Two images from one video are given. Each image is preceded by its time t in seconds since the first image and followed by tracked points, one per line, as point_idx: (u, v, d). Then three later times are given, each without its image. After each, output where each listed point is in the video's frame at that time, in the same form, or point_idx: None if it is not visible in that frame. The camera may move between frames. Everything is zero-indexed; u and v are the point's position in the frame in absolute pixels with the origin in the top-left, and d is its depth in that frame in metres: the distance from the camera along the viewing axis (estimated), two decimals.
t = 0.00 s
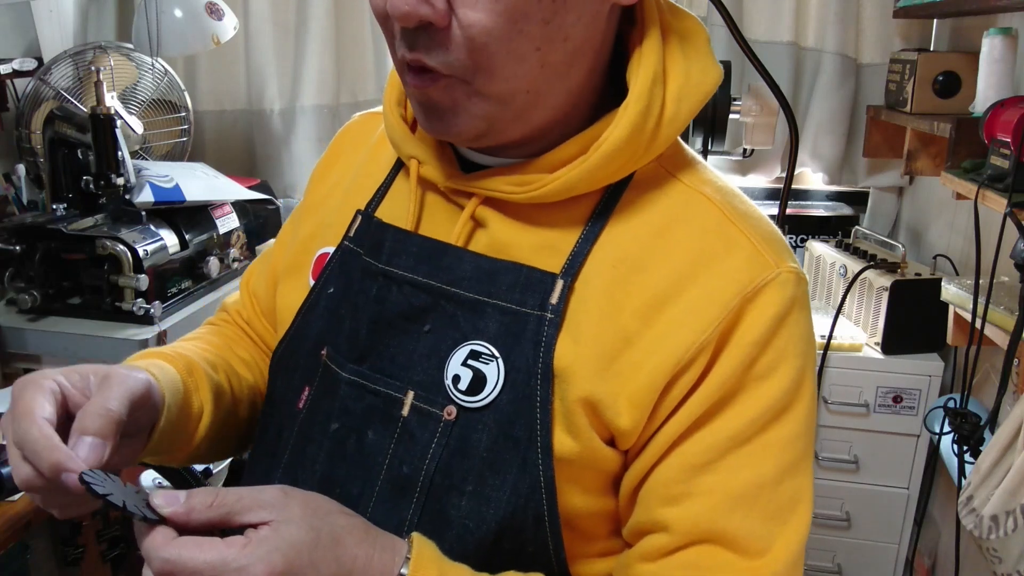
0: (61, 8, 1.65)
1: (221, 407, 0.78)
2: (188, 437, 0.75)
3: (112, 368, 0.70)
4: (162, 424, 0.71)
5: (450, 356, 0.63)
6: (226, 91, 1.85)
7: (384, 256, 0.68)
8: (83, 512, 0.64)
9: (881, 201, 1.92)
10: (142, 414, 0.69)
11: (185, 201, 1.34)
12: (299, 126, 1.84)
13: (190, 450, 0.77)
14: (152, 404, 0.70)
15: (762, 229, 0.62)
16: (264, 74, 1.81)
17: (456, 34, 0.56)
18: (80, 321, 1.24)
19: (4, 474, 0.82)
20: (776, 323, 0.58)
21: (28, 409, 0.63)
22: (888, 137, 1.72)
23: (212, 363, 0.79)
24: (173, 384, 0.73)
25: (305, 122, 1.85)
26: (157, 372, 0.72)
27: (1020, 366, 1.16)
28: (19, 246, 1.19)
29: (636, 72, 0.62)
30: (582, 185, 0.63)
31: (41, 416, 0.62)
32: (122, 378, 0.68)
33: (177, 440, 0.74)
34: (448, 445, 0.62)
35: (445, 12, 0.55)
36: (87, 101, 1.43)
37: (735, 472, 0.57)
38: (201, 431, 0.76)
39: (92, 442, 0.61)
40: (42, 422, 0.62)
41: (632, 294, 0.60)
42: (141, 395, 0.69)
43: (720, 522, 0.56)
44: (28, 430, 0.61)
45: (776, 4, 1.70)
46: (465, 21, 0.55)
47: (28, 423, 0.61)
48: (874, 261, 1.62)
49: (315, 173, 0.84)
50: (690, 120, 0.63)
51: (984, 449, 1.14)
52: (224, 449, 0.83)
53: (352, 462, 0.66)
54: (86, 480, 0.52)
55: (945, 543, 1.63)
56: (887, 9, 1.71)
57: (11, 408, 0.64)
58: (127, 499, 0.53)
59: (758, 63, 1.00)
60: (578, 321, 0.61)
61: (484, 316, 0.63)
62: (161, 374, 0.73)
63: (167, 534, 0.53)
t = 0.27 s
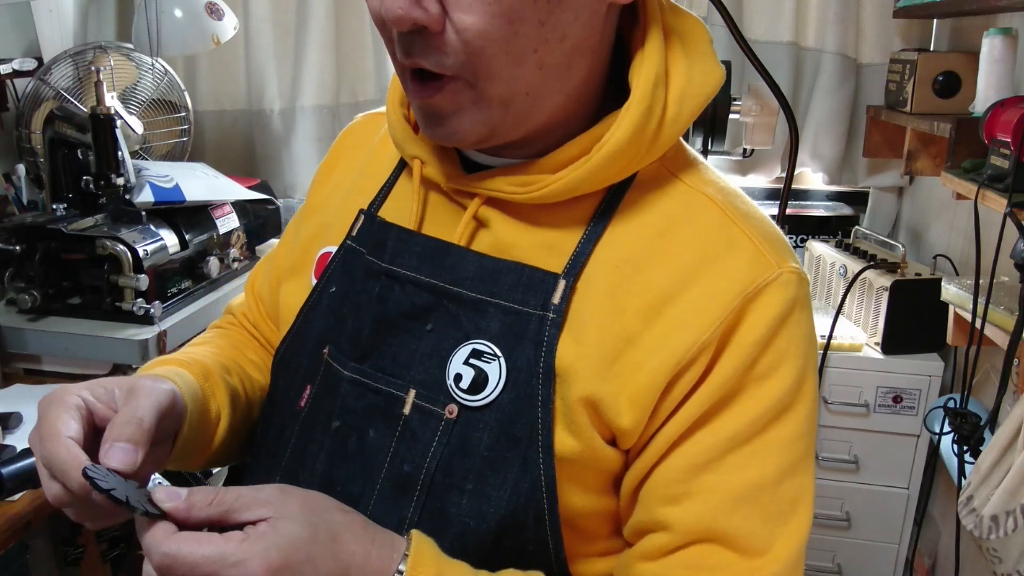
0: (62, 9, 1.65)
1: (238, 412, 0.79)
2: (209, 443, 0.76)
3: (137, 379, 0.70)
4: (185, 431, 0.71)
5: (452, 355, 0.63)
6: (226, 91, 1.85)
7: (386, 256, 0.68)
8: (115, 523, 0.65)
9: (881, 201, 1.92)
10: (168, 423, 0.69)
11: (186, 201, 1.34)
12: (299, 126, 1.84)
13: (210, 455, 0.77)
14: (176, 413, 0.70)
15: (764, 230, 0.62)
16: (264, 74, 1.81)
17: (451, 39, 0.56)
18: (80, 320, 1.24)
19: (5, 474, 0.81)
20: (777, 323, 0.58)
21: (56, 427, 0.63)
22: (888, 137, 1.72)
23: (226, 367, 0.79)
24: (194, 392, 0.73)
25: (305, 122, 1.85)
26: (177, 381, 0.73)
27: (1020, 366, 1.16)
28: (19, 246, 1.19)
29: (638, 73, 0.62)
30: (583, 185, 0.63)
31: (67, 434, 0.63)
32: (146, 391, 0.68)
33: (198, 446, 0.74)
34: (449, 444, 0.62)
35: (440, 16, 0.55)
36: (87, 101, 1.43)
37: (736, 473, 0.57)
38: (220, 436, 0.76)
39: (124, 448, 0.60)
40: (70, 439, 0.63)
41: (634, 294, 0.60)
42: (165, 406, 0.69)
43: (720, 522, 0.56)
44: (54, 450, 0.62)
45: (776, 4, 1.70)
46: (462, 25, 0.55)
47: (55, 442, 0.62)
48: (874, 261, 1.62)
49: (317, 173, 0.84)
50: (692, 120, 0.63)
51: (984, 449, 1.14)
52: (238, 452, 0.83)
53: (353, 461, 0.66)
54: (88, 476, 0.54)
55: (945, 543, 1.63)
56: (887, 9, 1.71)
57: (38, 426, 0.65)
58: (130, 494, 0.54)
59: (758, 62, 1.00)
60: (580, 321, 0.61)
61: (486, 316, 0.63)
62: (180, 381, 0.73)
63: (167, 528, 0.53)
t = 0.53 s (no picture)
0: (62, 9, 1.65)
1: (237, 414, 0.79)
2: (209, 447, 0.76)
3: (128, 387, 0.69)
4: (183, 435, 0.72)
5: (451, 355, 0.63)
6: (226, 91, 1.85)
7: (385, 256, 0.68)
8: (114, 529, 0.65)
9: (881, 201, 1.92)
10: (162, 429, 0.69)
11: (186, 201, 1.34)
12: (299, 126, 1.84)
13: (209, 458, 0.77)
14: (171, 419, 0.70)
15: (763, 229, 0.62)
16: (264, 74, 1.81)
17: (444, 29, 0.56)
18: (80, 320, 1.24)
19: (5, 474, 0.81)
20: (776, 323, 0.58)
21: (48, 440, 0.64)
22: (888, 137, 1.72)
23: (225, 369, 0.80)
24: (193, 396, 0.73)
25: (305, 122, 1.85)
26: (176, 386, 0.72)
27: (1020, 366, 1.16)
28: (19, 246, 1.19)
29: (636, 71, 0.62)
30: (581, 185, 0.63)
31: (58, 447, 0.63)
32: (137, 399, 0.68)
33: (198, 449, 0.75)
34: (448, 444, 0.62)
35: (434, 7, 0.55)
36: (87, 101, 1.43)
37: (735, 472, 0.57)
38: (221, 438, 0.76)
39: (114, 457, 0.59)
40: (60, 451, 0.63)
41: (632, 293, 0.60)
42: (157, 413, 0.68)
43: (719, 521, 0.56)
44: (47, 464, 0.62)
45: (776, 4, 1.70)
46: (454, 16, 0.55)
47: (46, 454, 0.63)
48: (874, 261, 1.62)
49: (317, 173, 0.84)
50: (690, 119, 0.63)
51: (984, 449, 1.14)
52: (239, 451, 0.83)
53: (353, 460, 0.66)
54: (81, 487, 0.53)
55: (945, 544, 1.63)
56: (887, 9, 1.71)
57: (32, 438, 0.65)
58: (119, 500, 0.54)
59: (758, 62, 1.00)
60: (579, 320, 0.61)
61: (485, 315, 0.63)
62: (177, 385, 0.73)
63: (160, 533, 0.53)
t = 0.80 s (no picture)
0: (62, 8, 1.65)
1: (239, 417, 0.79)
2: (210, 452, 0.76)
3: (128, 394, 0.70)
4: (185, 439, 0.72)
5: (451, 355, 0.63)
6: (226, 91, 1.85)
7: (385, 256, 0.68)
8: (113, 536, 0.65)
9: (881, 201, 1.92)
10: (161, 436, 0.69)
11: (185, 201, 1.34)
12: (299, 126, 1.84)
13: (210, 462, 0.77)
14: (170, 426, 0.70)
15: (762, 229, 0.62)
16: (264, 74, 1.81)
17: (441, 33, 0.56)
18: (80, 320, 1.24)
19: (5, 474, 0.81)
20: (775, 322, 0.58)
21: (47, 448, 0.63)
22: (888, 138, 1.72)
23: (225, 371, 0.80)
24: (195, 401, 0.74)
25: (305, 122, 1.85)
26: (178, 390, 0.73)
27: (1020, 366, 1.16)
28: (19, 246, 1.19)
29: (634, 70, 0.62)
30: (580, 185, 0.63)
31: (57, 456, 0.63)
32: (137, 407, 0.68)
33: (199, 453, 0.75)
34: (447, 444, 0.62)
35: (429, 11, 0.55)
36: (87, 101, 1.43)
37: (734, 472, 0.57)
38: (222, 441, 0.77)
39: (112, 465, 0.59)
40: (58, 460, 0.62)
41: (631, 293, 0.60)
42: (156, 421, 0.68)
43: (719, 521, 0.56)
44: (46, 473, 0.62)
45: (776, 4, 1.70)
46: (450, 19, 0.55)
47: (44, 464, 0.62)
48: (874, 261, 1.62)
49: (316, 174, 0.84)
50: (689, 118, 0.63)
51: (984, 449, 1.14)
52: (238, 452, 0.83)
53: (352, 461, 0.66)
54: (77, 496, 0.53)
55: (945, 543, 1.63)
56: (887, 9, 1.71)
57: (31, 447, 0.65)
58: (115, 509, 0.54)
59: (759, 62, 1.00)
60: (578, 320, 0.61)
61: (485, 316, 0.63)
62: (179, 388, 0.73)
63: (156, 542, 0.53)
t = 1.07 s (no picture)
0: (62, 8, 1.65)
1: (241, 418, 0.79)
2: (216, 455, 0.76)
3: (127, 405, 0.69)
4: (186, 443, 0.72)
5: (451, 356, 0.63)
6: (226, 91, 1.85)
7: (385, 257, 0.68)
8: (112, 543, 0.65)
9: (881, 201, 1.92)
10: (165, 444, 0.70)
11: (185, 201, 1.34)
12: (299, 126, 1.84)
13: (213, 465, 0.77)
14: (172, 432, 0.70)
15: (762, 229, 0.62)
16: (264, 74, 1.82)
17: (441, 44, 0.56)
18: (80, 320, 1.24)
19: (5, 474, 0.81)
20: (775, 323, 0.58)
21: (48, 463, 0.63)
22: (888, 138, 1.72)
23: (226, 373, 0.80)
24: (196, 404, 0.74)
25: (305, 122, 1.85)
26: (178, 395, 0.73)
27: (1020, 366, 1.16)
28: (19, 246, 1.19)
29: (633, 71, 0.62)
30: (581, 186, 0.62)
31: (59, 471, 0.62)
32: (138, 416, 0.68)
33: (200, 457, 0.75)
34: (448, 445, 0.62)
35: (429, 20, 0.55)
36: (87, 101, 1.43)
37: (735, 473, 0.57)
38: (223, 445, 0.77)
39: (118, 478, 0.59)
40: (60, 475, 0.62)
41: (632, 294, 0.60)
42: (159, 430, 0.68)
43: (720, 522, 0.56)
44: (48, 489, 0.62)
45: (776, 4, 1.70)
46: (449, 29, 0.55)
47: (46, 479, 0.62)
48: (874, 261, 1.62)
49: (316, 175, 0.84)
50: (689, 119, 0.63)
51: (984, 449, 1.14)
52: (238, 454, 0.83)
53: (352, 462, 0.66)
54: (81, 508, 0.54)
55: (945, 543, 1.63)
56: (887, 9, 1.71)
57: (32, 460, 0.65)
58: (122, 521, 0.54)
59: (759, 62, 1.00)
60: (578, 321, 0.61)
61: (485, 317, 0.63)
62: (179, 392, 0.73)
63: (154, 547, 0.54)
